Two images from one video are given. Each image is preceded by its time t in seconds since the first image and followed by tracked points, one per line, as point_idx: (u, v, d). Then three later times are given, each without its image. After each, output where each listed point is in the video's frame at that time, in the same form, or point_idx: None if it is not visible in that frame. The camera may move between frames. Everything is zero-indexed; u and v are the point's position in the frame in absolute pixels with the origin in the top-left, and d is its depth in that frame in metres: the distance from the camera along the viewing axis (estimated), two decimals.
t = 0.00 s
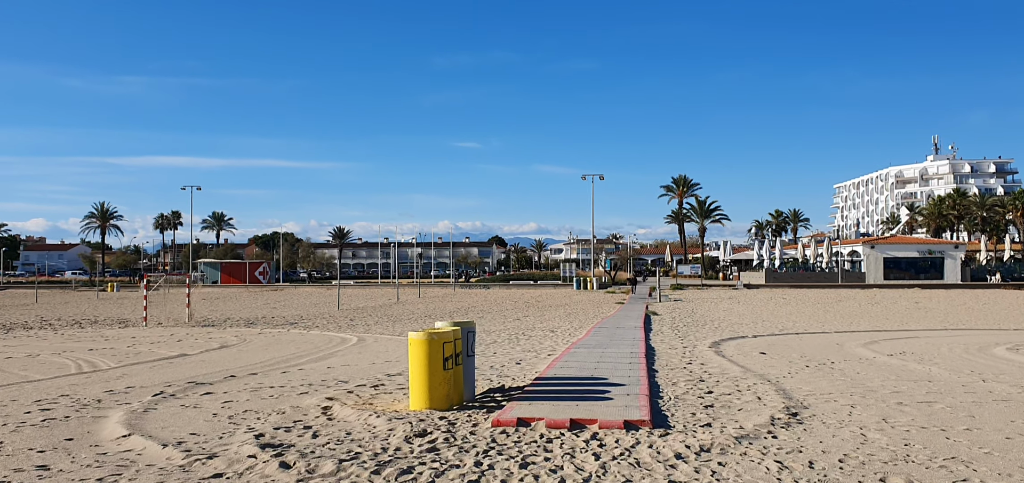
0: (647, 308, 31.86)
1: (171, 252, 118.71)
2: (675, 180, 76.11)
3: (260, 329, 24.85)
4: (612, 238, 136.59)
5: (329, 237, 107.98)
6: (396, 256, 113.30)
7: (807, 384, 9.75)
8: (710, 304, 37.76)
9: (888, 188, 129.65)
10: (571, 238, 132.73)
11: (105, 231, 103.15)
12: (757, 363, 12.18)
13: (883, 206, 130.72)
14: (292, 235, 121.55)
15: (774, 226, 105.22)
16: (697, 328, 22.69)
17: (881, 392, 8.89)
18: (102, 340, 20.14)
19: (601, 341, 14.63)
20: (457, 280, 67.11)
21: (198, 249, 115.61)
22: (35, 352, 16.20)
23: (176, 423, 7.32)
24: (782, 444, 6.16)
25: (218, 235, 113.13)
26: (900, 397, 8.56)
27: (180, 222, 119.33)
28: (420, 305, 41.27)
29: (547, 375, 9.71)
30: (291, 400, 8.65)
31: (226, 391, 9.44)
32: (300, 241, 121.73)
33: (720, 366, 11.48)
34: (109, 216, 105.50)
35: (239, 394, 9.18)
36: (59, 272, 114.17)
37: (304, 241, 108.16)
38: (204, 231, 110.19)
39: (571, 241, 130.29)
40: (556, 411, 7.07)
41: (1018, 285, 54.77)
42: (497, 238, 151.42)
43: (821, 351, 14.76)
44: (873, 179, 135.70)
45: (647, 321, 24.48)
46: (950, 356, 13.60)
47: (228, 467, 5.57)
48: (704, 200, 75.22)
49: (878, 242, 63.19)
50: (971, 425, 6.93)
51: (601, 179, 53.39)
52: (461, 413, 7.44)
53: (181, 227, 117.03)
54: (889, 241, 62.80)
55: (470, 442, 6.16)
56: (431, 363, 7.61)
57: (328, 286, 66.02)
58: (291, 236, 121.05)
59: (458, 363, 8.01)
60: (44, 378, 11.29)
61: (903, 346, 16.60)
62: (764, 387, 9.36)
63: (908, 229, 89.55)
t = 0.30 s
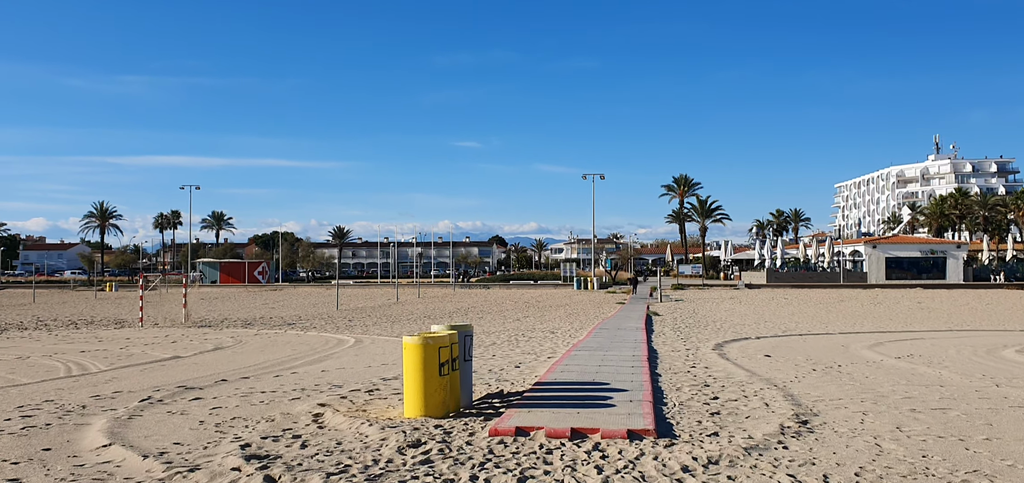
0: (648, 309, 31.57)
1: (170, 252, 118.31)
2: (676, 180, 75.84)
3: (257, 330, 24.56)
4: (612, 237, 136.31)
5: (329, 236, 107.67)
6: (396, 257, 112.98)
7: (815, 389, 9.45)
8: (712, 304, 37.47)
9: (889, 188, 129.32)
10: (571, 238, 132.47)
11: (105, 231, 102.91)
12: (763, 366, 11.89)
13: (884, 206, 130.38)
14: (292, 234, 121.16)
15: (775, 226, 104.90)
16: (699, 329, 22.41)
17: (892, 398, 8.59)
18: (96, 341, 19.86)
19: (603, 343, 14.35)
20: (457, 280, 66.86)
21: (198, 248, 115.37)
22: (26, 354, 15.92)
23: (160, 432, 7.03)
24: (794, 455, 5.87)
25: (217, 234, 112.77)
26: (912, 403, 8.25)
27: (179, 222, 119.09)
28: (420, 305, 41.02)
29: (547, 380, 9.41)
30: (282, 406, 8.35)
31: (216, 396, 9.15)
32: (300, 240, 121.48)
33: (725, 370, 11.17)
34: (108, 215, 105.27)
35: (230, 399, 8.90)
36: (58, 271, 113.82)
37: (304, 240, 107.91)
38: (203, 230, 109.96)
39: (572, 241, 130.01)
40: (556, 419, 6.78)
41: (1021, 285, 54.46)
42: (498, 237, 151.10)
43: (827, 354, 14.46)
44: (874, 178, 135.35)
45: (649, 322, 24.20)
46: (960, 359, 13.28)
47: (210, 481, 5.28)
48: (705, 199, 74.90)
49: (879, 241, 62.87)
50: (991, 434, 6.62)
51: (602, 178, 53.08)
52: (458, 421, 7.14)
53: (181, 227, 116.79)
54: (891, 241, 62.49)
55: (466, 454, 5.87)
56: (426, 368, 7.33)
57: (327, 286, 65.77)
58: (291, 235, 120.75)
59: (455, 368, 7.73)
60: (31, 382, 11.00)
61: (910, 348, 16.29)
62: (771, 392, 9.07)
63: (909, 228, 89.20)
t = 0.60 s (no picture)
0: (651, 309, 31.30)
1: (170, 252, 118.02)
2: (677, 180, 75.62)
3: (256, 331, 24.31)
4: (613, 237, 135.95)
5: (330, 236, 107.47)
6: (397, 257, 112.71)
7: (827, 391, 9.18)
8: (713, 305, 37.31)
9: (890, 188, 129.07)
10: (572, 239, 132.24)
11: (105, 231, 102.74)
12: (771, 368, 11.63)
13: (886, 206, 130.13)
14: (292, 235, 120.86)
15: (777, 227, 104.58)
16: (703, 330, 22.18)
17: (906, 402, 8.33)
18: (92, 342, 19.62)
19: (606, 345, 14.10)
20: (457, 280, 66.66)
21: (198, 249, 115.19)
22: (19, 356, 15.64)
23: (151, 437, 6.79)
24: (811, 463, 5.62)
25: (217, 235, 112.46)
26: (927, 407, 8.00)
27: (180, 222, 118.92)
28: (420, 305, 40.79)
29: (551, 383, 9.17)
30: (277, 410, 8.09)
31: (210, 400, 8.90)
32: (300, 240, 121.29)
33: (733, 372, 10.89)
34: (108, 215, 105.12)
35: (225, 403, 8.65)
36: (58, 272, 113.53)
37: (305, 241, 107.74)
38: (203, 231, 109.68)
39: (573, 241, 129.80)
40: (562, 425, 6.54)
41: None
42: (499, 238, 150.72)
43: (836, 355, 14.18)
44: (876, 178, 135.03)
45: (651, 323, 23.95)
46: (972, 361, 13.00)
47: None
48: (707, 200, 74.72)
49: (882, 241, 62.57)
50: (1014, 441, 6.35)
51: (602, 178, 52.88)
52: (459, 426, 6.89)
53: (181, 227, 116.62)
54: (894, 241, 62.17)
55: (468, 462, 5.62)
56: (427, 372, 7.07)
57: (327, 286, 65.56)
58: (291, 235, 120.46)
59: (456, 370, 7.48)
60: (22, 384, 10.78)
61: (918, 349, 16.04)
62: (781, 395, 8.81)
63: (911, 229, 88.94)
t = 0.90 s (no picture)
0: (652, 311, 31.10)
1: (170, 253, 117.84)
2: (678, 180, 75.39)
3: (254, 333, 24.08)
4: (614, 237, 135.73)
5: (330, 237, 107.28)
6: (397, 258, 112.46)
7: (834, 397, 8.96)
8: (716, 306, 37.07)
9: (892, 188, 128.76)
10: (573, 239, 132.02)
11: (105, 232, 102.64)
12: (776, 372, 11.42)
13: (887, 206, 129.82)
14: (292, 235, 120.62)
15: (778, 227, 104.36)
16: (705, 332, 21.95)
17: (916, 407, 8.11)
18: (88, 345, 19.39)
19: (608, 348, 13.88)
20: (458, 281, 66.45)
21: (198, 250, 115.06)
22: (13, 359, 15.43)
23: (139, 446, 6.58)
24: (820, 474, 5.42)
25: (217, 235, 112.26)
26: (938, 413, 7.78)
27: (180, 223, 118.81)
28: (421, 307, 40.59)
29: (552, 388, 8.95)
30: (270, 417, 7.88)
31: (202, 406, 8.69)
32: (301, 241, 121.13)
33: (737, 376, 10.67)
34: (108, 216, 105.04)
35: (218, 409, 8.44)
36: (58, 273, 113.36)
37: (305, 241, 107.54)
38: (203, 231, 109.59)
39: (573, 242, 129.60)
40: (562, 434, 6.33)
41: None
42: (500, 239, 150.47)
43: (840, 358, 13.98)
44: (877, 178, 134.81)
45: (653, 324, 23.72)
46: (980, 363, 12.77)
47: None
48: (708, 200, 74.52)
49: (884, 242, 62.31)
50: None
51: (603, 178, 52.65)
52: (457, 434, 6.69)
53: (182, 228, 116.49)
54: (896, 241, 61.92)
55: (465, 473, 5.42)
56: (424, 378, 6.85)
57: (327, 288, 65.32)
58: (291, 236, 120.29)
59: (455, 376, 7.29)
60: (13, 389, 10.58)
61: (924, 351, 15.81)
62: (787, 401, 8.59)
63: (913, 229, 88.70)
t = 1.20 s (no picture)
0: (651, 311, 30.90)
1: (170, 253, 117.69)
2: (678, 180, 75.21)
3: (250, 333, 23.83)
4: (614, 237, 135.54)
5: (330, 237, 107.12)
6: (397, 258, 112.23)
7: (835, 396, 8.77)
8: (715, 306, 36.85)
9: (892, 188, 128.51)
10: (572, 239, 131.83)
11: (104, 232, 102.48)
12: (776, 371, 11.22)
13: (887, 206, 129.55)
14: (292, 236, 120.44)
15: (779, 227, 104.15)
16: (705, 331, 21.72)
17: (919, 407, 7.92)
18: (80, 344, 19.14)
19: (605, 347, 13.68)
20: (457, 281, 66.30)
21: (198, 250, 114.86)
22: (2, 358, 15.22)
23: (119, 446, 6.37)
24: (822, 476, 5.22)
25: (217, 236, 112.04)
26: (942, 413, 7.57)
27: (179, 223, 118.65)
28: (419, 306, 40.40)
29: (546, 388, 8.74)
30: (257, 417, 7.68)
31: (188, 405, 8.48)
32: (300, 241, 121.00)
33: (736, 376, 10.45)
34: (108, 216, 104.89)
35: (205, 409, 8.23)
36: (58, 273, 113.14)
37: (304, 241, 107.37)
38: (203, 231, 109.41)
39: (573, 242, 129.41)
40: (555, 434, 6.13)
41: None
42: (500, 239, 150.30)
43: (840, 357, 13.77)
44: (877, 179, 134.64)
45: (652, 324, 23.50)
46: (983, 363, 12.56)
47: None
48: (708, 200, 74.33)
49: (885, 242, 62.07)
50: None
51: (603, 178, 52.38)
52: (447, 435, 6.49)
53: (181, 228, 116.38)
54: (896, 241, 61.69)
55: (452, 475, 5.21)
56: (412, 377, 6.66)
57: (326, 287, 65.14)
58: (291, 236, 120.12)
59: (445, 375, 7.10)
60: None
61: (926, 350, 15.61)
62: (788, 400, 8.39)
63: (913, 229, 88.48)
